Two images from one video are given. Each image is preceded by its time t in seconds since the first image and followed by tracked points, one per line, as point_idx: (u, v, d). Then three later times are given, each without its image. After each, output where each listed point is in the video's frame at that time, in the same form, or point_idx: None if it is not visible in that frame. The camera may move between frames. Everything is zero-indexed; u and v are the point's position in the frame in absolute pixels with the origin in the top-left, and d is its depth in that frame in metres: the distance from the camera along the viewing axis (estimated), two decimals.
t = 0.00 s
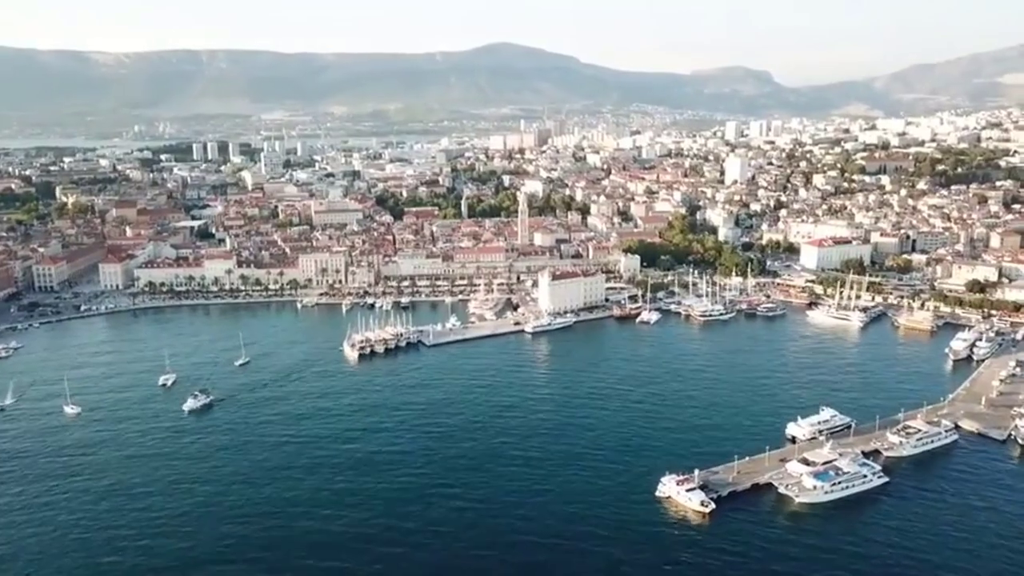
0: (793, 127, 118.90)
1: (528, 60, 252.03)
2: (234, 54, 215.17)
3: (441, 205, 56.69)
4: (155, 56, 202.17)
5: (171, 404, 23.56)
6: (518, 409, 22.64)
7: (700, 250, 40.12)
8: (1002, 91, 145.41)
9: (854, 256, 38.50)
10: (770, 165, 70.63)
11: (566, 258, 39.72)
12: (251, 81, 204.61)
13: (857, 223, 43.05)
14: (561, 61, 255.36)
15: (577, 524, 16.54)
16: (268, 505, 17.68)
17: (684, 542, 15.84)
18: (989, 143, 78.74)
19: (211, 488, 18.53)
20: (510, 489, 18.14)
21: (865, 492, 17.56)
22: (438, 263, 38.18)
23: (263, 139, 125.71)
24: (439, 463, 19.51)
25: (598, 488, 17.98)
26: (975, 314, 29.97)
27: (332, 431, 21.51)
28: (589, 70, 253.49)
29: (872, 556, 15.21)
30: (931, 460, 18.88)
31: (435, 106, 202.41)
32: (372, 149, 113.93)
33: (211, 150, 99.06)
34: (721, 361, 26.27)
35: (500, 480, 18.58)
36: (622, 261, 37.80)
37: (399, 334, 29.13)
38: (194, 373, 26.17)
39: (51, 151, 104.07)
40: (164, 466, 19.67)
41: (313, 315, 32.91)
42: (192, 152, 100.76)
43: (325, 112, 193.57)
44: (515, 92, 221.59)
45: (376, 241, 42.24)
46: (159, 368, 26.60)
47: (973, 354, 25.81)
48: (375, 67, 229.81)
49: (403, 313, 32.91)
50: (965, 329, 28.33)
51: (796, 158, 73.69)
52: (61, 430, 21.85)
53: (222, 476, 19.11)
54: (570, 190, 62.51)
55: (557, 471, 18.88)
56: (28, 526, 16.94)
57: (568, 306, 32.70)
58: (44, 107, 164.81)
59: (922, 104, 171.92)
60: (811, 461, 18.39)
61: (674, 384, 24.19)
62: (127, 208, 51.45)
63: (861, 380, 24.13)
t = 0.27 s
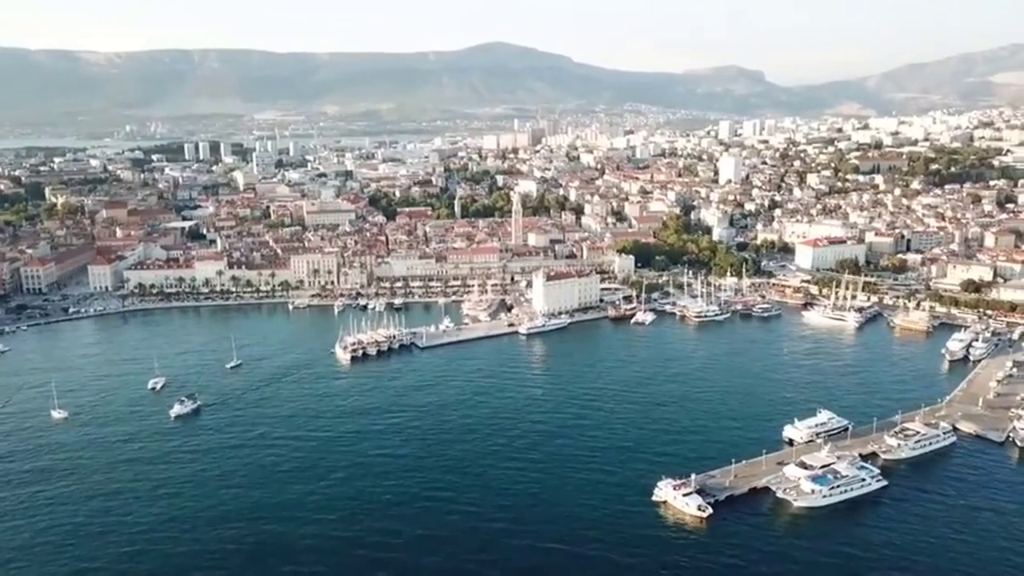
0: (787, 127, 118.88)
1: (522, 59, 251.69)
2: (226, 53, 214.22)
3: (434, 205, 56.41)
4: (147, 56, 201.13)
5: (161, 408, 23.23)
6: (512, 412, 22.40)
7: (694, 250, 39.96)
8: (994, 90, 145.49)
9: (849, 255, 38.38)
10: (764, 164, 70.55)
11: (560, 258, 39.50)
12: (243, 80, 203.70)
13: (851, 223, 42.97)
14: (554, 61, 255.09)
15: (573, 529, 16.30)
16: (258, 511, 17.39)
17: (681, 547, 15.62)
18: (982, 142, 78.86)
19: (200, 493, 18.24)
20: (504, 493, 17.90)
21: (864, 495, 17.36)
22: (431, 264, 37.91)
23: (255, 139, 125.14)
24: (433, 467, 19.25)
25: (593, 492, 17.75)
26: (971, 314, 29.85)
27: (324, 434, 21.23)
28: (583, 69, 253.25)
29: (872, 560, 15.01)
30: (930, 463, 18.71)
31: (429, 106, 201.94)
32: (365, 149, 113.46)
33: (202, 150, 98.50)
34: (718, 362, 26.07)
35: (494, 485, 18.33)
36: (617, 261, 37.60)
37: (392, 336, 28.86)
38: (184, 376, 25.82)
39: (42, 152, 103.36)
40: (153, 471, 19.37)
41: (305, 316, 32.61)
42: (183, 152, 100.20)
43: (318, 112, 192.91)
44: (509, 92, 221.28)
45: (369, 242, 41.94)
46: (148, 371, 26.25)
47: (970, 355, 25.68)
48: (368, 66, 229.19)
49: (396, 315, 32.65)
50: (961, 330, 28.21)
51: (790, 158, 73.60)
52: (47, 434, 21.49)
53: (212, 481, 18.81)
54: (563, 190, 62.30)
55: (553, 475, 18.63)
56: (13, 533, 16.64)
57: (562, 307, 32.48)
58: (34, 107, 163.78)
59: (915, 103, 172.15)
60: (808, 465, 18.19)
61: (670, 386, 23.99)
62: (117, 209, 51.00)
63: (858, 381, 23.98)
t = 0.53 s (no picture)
0: (785, 126, 118.72)
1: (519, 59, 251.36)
2: (223, 53, 213.64)
3: (432, 205, 56.13)
4: (144, 55, 200.53)
5: (155, 411, 22.94)
6: (511, 415, 22.15)
7: (694, 250, 39.73)
8: (992, 91, 145.15)
9: (850, 256, 38.17)
10: (763, 164, 70.34)
11: (558, 259, 39.25)
12: (240, 80, 203.18)
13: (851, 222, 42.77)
14: (552, 60, 254.75)
15: (573, 534, 16.06)
16: (253, 516, 17.12)
17: (683, 553, 15.38)
18: (980, 141, 78.68)
19: (195, 498, 17.97)
20: (503, 497, 17.65)
21: (867, 500, 17.14)
22: (429, 264, 37.65)
23: (252, 139, 124.75)
24: (431, 471, 18.99)
25: (593, 497, 17.50)
26: (973, 315, 29.64)
27: (320, 437, 20.96)
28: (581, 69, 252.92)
29: (878, 567, 14.77)
30: (933, 466, 18.49)
31: (427, 105, 201.55)
32: (363, 148, 113.11)
33: (199, 150, 98.12)
34: (719, 364, 25.81)
35: (493, 489, 18.08)
36: (616, 262, 37.37)
37: (389, 338, 28.60)
38: (178, 379, 25.49)
39: (38, 152, 102.92)
40: (147, 476, 19.09)
41: (302, 318, 32.34)
42: (180, 152, 99.84)
43: (315, 112, 192.47)
44: (506, 91, 220.96)
45: (366, 242, 41.68)
46: (142, 374, 25.93)
47: (972, 356, 25.46)
48: (366, 65, 228.74)
49: (393, 316, 32.39)
50: (963, 331, 27.99)
51: (789, 157, 73.40)
52: (39, 438, 21.19)
53: (207, 485, 18.54)
54: (561, 189, 62.06)
55: (552, 479, 18.39)
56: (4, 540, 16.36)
57: (561, 307, 32.24)
58: (31, 107, 163.19)
59: (913, 102, 171.98)
60: (811, 469, 17.95)
61: (670, 388, 23.73)
62: (112, 209, 50.65)
63: (860, 383, 23.74)
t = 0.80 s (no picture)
0: (786, 125, 118.44)
1: (520, 58, 251.14)
2: (223, 52, 213.37)
3: (432, 205, 55.87)
4: (144, 55, 200.20)
5: (152, 413, 22.66)
6: (512, 417, 21.90)
7: (695, 251, 39.50)
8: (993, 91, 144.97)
9: (853, 256, 37.91)
10: (764, 163, 70.12)
11: (559, 259, 39.01)
12: (240, 79, 202.84)
13: (854, 222, 42.51)
14: (553, 59, 254.47)
15: (575, 540, 15.78)
16: (250, 521, 16.86)
17: (687, 560, 15.09)
18: (982, 140, 78.44)
19: (191, 502, 17.70)
20: (505, 502, 17.38)
21: (875, 506, 16.87)
22: (429, 265, 37.39)
23: (252, 138, 124.43)
24: (431, 473, 18.75)
25: (596, 502, 17.21)
26: (979, 316, 29.37)
27: (319, 440, 20.71)
28: (581, 68, 252.62)
29: (886, 574, 14.48)
30: (941, 471, 18.23)
31: (427, 104, 201.26)
32: (363, 148, 112.82)
33: (198, 150, 97.86)
34: (722, 366, 25.54)
35: (494, 493, 17.80)
36: (617, 262, 37.12)
37: (389, 340, 28.37)
38: (175, 381, 25.20)
39: (38, 151, 102.62)
40: (142, 479, 18.82)
41: (300, 319, 32.11)
42: (179, 151, 99.58)
43: (315, 111, 192.19)
44: (506, 91, 220.74)
45: (366, 243, 41.45)
46: (139, 376, 25.65)
47: (978, 357, 25.20)
48: (366, 65, 228.47)
49: (393, 317, 32.16)
50: (969, 332, 27.72)
51: (790, 156, 73.14)
52: (34, 442, 20.91)
53: (203, 489, 18.28)
54: (562, 189, 61.82)
55: (554, 483, 18.13)
56: None
57: (562, 308, 31.99)
58: (30, 107, 162.87)
59: (913, 101, 171.67)
60: (817, 474, 17.68)
61: (672, 391, 23.45)
62: (111, 209, 50.38)
63: (865, 385, 23.48)
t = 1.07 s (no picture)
0: (787, 121, 118.05)
1: (520, 55, 250.55)
2: (222, 49, 212.81)
3: (432, 202, 55.56)
4: (143, 51, 199.66)
5: (148, 412, 22.39)
6: (512, 417, 21.65)
7: (697, 248, 39.23)
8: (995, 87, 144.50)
9: (855, 253, 37.63)
10: (766, 159, 69.79)
11: (560, 257, 38.73)
12: (240, 75, 202.25)
13: (857, 219, 42.22)
14: (553, 56, 253.86)
15: (577, 543, 15.53)
16: (247, 522, 16.60)
17: (691, 563, 14.84)
18: (984, 136, 78.13)
19: (187, 502, 17.44)
20: (505, 504, 17.13)
21: (880, 508, 16.62)
22: (429, 263, 37.12)
23: (252, 135, 124.06)
24: (431, 474, 18.49)
25: (598, 503, 16.96)
26: (983, 314, 29.10)
27: (317, 440, 20.45)
28: (582, 64, 251.98)
29: None
30: (947, 472, 17.98)
31: (427, 101, 200.72)
32: (363, 144, 112.48)
33: (198, 146, 97.52)
34: (724, 365, 25.27)
35: (494, 494, 17.54)
36: (618, 260, 36.85)
37: (388, 338, 28.11)
38: (172, 380, 24.93)
39: (36, 148, 102.25)
40: (137, 480, 18.56)
41: (299, 317, 31.86)
42: (179, 147, 99.24)
43: (315, 108, 191.63)
44: (507, 87, 220.22)
45: (365, 240, 41.17)
46: (135, 375, 25.38)
47: (983, 356, 24.94)
48: (366, 61, 227.92)
49: (392, 316, 31.91)
50: (974, 330, 27.45)
51: (792, 153, 72.81)
52: (29, 441, 20.64)
53: (199, 489, 18.02)
54: (562, 186, 61.52)
55: (555, 484, 17.87)
56: None
57: (563, 307, 31.72)
58: (29, 103, 162.34)
59: (915, 96, 171.15)
60: (822, 476, 17.42)
61: (675, 390, 23.18)
62: (108, 206, 50.05)
63: (870, 385, 23.20)
